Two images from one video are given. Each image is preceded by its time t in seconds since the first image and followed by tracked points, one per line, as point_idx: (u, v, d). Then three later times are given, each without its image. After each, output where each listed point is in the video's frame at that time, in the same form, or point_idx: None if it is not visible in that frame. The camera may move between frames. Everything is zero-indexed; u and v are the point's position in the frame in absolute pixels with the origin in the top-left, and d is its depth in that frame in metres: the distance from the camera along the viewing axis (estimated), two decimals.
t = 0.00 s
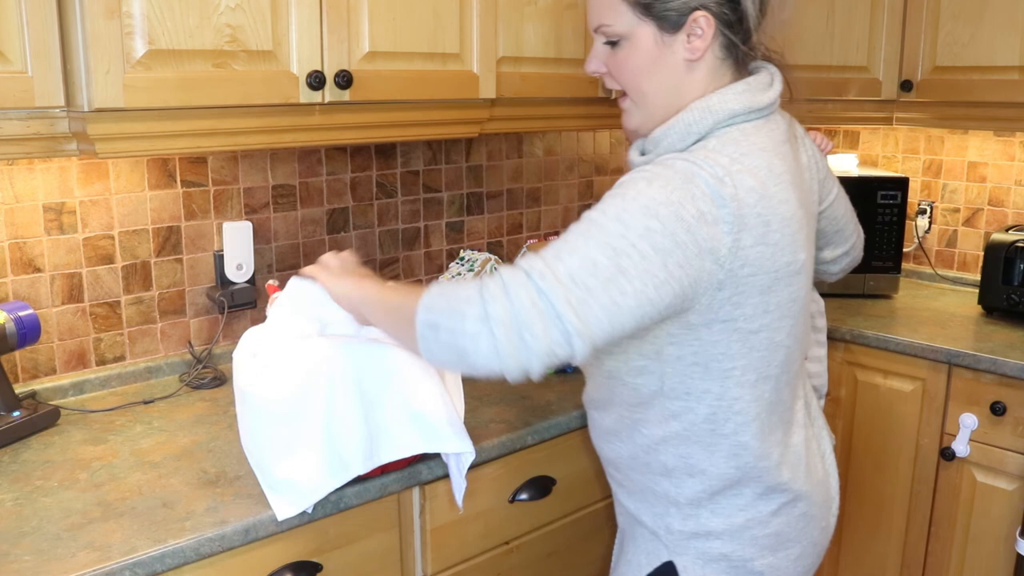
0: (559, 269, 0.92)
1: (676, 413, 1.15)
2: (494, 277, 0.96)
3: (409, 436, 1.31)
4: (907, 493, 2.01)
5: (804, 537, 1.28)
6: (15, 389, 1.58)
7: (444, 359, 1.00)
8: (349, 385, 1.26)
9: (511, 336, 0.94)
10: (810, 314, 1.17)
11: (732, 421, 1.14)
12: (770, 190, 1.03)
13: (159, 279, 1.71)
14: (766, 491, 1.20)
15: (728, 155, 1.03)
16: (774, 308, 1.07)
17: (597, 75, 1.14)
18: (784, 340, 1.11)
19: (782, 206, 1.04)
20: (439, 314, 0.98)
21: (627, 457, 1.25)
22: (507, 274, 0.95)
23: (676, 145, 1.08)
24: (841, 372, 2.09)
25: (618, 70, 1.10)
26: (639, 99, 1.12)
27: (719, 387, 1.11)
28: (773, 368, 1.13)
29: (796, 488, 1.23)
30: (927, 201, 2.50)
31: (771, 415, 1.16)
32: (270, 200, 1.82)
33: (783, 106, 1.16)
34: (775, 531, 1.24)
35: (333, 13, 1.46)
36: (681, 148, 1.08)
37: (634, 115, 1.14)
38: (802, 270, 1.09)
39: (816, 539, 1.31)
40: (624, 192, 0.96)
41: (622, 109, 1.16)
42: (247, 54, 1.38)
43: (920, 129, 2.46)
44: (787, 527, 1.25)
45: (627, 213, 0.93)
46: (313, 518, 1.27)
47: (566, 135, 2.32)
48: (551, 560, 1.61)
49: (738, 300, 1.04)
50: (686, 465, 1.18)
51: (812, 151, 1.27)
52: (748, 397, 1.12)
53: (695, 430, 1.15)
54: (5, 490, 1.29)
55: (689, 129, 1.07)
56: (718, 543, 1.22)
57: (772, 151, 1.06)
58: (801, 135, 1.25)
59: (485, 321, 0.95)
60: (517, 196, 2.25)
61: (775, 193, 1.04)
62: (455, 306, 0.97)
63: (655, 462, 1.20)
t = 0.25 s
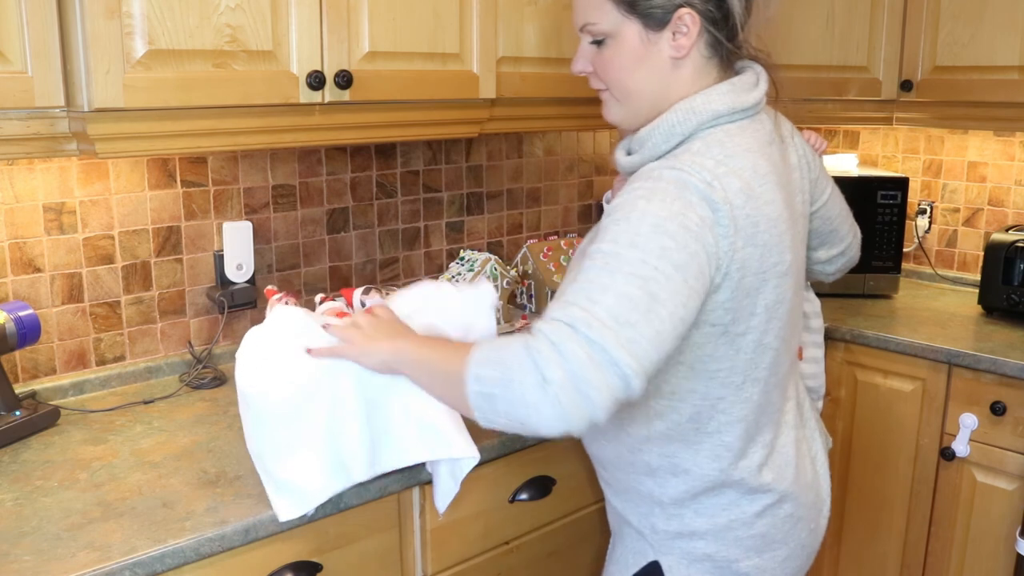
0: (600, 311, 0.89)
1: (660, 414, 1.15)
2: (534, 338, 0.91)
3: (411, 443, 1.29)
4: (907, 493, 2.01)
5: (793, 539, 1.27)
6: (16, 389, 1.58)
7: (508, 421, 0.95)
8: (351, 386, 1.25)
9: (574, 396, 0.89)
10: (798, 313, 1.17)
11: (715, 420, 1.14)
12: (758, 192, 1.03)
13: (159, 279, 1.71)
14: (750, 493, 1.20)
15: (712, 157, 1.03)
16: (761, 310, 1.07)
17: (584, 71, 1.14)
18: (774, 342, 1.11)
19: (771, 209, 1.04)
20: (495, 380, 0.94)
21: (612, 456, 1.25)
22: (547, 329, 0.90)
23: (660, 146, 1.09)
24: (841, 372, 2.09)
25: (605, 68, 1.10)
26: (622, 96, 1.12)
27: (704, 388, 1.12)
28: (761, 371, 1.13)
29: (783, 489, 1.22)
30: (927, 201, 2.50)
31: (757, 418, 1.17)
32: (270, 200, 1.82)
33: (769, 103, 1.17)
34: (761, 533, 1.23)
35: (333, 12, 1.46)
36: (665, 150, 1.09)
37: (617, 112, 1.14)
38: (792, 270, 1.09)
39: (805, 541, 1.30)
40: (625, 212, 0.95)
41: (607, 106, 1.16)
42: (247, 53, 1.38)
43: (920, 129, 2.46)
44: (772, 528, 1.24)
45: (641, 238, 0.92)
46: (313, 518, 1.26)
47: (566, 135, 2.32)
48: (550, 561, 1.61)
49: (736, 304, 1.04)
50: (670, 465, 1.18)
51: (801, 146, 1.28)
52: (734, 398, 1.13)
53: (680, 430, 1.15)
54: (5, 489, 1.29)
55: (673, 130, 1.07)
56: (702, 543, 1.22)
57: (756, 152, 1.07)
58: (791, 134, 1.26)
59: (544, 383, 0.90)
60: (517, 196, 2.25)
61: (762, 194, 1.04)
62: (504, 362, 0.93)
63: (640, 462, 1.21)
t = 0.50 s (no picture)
0: (595, 316, 0.89)
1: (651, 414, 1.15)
2: (535, 351, 0.92)
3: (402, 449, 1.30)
4: (907, 494, 2.01)
5: (787, 541, 1.27)
6: (16, 389, 1.58)
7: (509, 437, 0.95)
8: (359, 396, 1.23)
9: (576, 401, 0.89)
10: (793, 313, 1.16)
11: (708, 421, 1.14)
12: (750, 192, 1.03)
13: (159, 280, 1.71)
14: (744, 493, 1.20)
15: (705, 158, 1.03)
16: (755, 309, 1.07)
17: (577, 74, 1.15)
18: (768, 343, 1.11)
19: (766, 208, 1.04)
20: (495, 394, 0.94)
21: (605, 457, 1.25)
22: (547, 341, 0.91)
23: (654, 147, 1.08)
24: (841, 372, 2.09)
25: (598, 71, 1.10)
26: (613, 97, 1.11)
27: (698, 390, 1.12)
28: (755, 372, 1.12)
29: (775, 491, 1.22)
30: (927, 201, 2.50)
31: (751, 418, 1.16)
32: (270, 200, 1.82)
33: (762, 104, 1.18)
34: (754, 535, 1.23)
35: (333, 12, 1.46)
36: (659, 150, 1.08)
37: (607, 114, 1.14)
38: (786, 268, 1.09)
39: (799, 544, 1.29)
40: (619, 216, 0.94)
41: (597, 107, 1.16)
42: (247, 53, 1.38)
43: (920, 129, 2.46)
44: (765, 531, 1.24)
45: (634, 240, 0.91)
46: (313, 518, 1.27)
47: (566, 135, 2.32)
48: (550, 560, 1.61)
49: (733, 304, 1.04)
50: (662, 466, 1.18)
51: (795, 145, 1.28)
52: (728, 399, 1.13)
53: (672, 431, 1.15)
54: (5, 490, 1.29)
55: (668, 130, 1.07)
56: (695, 546, 1.23)
57: (750, 151, 1.07)
58: (786, 132, 1.27)
59: (545, 393, 0.90)
60: (517, 196, 2.25)
61: (755, 194, 1.03)
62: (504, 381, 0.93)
63: (632, 464, 1.21)
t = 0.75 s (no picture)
0: (617, 349, 0.86)
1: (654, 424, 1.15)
2: (557, 388, 0.89)
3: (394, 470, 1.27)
4: (907, 494, 2.01)
5: (782, 544, 1.26)
6: (15, 389, 1.58)
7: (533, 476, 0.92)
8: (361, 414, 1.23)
9: (608, 437, 0.87)
10: (791, 316, 1.16)
11: (702, 420, 1.14)
12: (748, 195, 1.02)
13: (159, 279, 1.71)
14: (738, 496, 1.20)
15: (701, 162, 1.03)
16: (754, 313, 1.07)
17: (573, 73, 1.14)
18: (766, 348, 1.11)
19: (764, 211, 1.04)
20: (528, 437, 0.91)
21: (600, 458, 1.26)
22: (567, 374, 0.88)
23: (649, 150, 1.09)
24: (841, 372, 2.09)
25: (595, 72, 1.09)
26: (610, 97, 1.11)
27: (694, 394, 1.12)
28: (754, 376, 1.12)
29: (770, 494, 1.22)
30: (927, 201, 2.50)
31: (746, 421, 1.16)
32: (270, 200, 1.82)
33: (758, 103, 1.18)
34: (749, 538, 1.23)
35: (333, 12, 1.46)
36: (654, 153, 1.09)
37: (604, 114, 1.13)
38: (784, 269, 1.09)
39: (793, 546, 1.29)
40: (624, 235, 0.92)
41: (593, 107, 1.15)
42: (247, 54, 1.38)
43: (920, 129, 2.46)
44: (760, 534, 1.23)
45: (643, 262, 0.89)
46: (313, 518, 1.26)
47: (566, 135, 2.32)
48: (550, 560, 1.61)
49: (732, 309, 1.04)
50: (657, 469, 1.18)
51: (792, 145, 1.29)
52: (722, 401, 1.13)
53: (667, 433, 1.16)
54: (5, 490, 1.29)
55: (663, 133, 1.07)
56: (688, 548, 1.23)
57: (746, 154, 1.07)
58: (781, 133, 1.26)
59: (576, 433, 0.88)
60: (517, 196, 2.25)
61: (753, 197, 1.03)
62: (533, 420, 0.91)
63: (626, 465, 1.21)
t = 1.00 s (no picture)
0: (630, 377, 0.89)
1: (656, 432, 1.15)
2: (569, 419, 0.92)
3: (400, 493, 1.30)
4: (907, 494, 2.01)
5: (779, 546, 1.26)
6: (16, 389, 1.58)
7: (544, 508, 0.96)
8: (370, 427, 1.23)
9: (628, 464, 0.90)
10: (789, 320, 1.16)
11: (703, 423, 1.14)
12: (744, 202, 1.02)
13: (159, 279, 1.71)
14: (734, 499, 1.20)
15: (695, 169, 1.03)
16: (753, 318, 1.07)
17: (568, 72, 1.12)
18: (764, 351, 1.11)
19: (761, 214, 1.04)
20: (545, 468, 0.94)
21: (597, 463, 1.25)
22: (581, 404, 0.91)
23: (643, 157, 1.08)
24: (841, 372, 2.09)
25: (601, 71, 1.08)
26: (615, 97, 1.09)
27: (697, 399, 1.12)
28: (754, 379, 1.13)
29: (766, 496, 1.21)
30: (927, 201, 2.50)
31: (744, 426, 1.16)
32: (270, 200, 1.82)
33: (751, 103, 1.18)
34: (746, 540, 1.23)
35: (333, 12, 1.46)
36: (649, 160, 1.08)
37: (605, 114, 1.11)
38: (782, 272, 1.09)
39: (791, 548, 1.29)
40: (624, 257, 0.93)
41: (591, 106, 1.13)
42: (247, 53, 1.38)
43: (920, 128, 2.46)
44: (758, 535, 1.23)
45: (646, 286, 0.90)
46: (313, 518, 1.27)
47: (566, 135, 2.32)
48: (550, 560, 1.61)
49: (733, 316, 1.04)
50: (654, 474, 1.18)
51: (785, 144, 1.28)
52: (721, 405, 1.13)
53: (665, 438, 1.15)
54: (5, 489, 1.29)
55: (656, 140, 1.07)
56: (686, 550, 1.23)
57: (741, 157, 1.06)
58: (774, 132, 1.26)
59: (596, 463, 0.90)
60: (517, 196, 2.25)
61: (749, 203, 1.03)
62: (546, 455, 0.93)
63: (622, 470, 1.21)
